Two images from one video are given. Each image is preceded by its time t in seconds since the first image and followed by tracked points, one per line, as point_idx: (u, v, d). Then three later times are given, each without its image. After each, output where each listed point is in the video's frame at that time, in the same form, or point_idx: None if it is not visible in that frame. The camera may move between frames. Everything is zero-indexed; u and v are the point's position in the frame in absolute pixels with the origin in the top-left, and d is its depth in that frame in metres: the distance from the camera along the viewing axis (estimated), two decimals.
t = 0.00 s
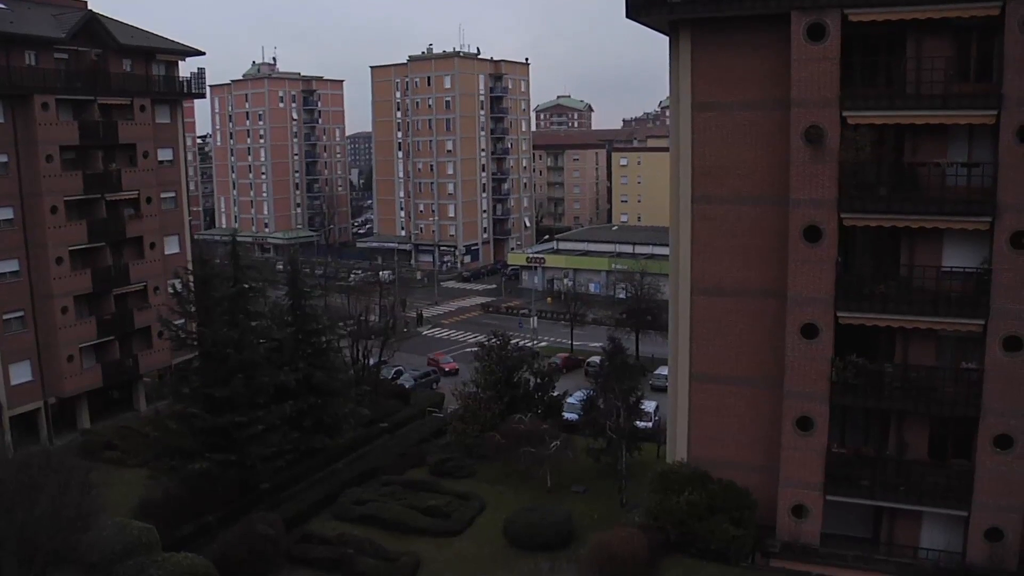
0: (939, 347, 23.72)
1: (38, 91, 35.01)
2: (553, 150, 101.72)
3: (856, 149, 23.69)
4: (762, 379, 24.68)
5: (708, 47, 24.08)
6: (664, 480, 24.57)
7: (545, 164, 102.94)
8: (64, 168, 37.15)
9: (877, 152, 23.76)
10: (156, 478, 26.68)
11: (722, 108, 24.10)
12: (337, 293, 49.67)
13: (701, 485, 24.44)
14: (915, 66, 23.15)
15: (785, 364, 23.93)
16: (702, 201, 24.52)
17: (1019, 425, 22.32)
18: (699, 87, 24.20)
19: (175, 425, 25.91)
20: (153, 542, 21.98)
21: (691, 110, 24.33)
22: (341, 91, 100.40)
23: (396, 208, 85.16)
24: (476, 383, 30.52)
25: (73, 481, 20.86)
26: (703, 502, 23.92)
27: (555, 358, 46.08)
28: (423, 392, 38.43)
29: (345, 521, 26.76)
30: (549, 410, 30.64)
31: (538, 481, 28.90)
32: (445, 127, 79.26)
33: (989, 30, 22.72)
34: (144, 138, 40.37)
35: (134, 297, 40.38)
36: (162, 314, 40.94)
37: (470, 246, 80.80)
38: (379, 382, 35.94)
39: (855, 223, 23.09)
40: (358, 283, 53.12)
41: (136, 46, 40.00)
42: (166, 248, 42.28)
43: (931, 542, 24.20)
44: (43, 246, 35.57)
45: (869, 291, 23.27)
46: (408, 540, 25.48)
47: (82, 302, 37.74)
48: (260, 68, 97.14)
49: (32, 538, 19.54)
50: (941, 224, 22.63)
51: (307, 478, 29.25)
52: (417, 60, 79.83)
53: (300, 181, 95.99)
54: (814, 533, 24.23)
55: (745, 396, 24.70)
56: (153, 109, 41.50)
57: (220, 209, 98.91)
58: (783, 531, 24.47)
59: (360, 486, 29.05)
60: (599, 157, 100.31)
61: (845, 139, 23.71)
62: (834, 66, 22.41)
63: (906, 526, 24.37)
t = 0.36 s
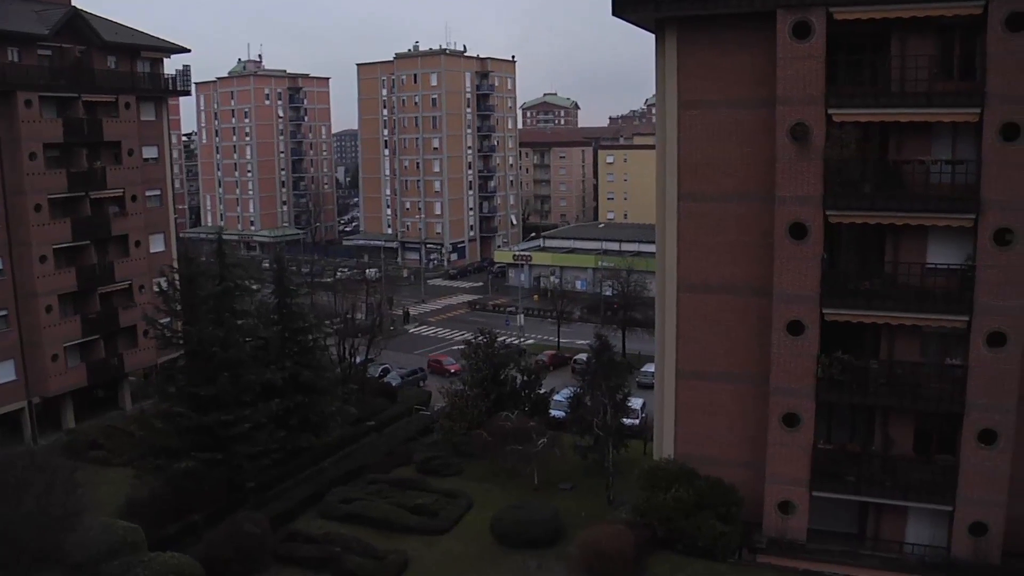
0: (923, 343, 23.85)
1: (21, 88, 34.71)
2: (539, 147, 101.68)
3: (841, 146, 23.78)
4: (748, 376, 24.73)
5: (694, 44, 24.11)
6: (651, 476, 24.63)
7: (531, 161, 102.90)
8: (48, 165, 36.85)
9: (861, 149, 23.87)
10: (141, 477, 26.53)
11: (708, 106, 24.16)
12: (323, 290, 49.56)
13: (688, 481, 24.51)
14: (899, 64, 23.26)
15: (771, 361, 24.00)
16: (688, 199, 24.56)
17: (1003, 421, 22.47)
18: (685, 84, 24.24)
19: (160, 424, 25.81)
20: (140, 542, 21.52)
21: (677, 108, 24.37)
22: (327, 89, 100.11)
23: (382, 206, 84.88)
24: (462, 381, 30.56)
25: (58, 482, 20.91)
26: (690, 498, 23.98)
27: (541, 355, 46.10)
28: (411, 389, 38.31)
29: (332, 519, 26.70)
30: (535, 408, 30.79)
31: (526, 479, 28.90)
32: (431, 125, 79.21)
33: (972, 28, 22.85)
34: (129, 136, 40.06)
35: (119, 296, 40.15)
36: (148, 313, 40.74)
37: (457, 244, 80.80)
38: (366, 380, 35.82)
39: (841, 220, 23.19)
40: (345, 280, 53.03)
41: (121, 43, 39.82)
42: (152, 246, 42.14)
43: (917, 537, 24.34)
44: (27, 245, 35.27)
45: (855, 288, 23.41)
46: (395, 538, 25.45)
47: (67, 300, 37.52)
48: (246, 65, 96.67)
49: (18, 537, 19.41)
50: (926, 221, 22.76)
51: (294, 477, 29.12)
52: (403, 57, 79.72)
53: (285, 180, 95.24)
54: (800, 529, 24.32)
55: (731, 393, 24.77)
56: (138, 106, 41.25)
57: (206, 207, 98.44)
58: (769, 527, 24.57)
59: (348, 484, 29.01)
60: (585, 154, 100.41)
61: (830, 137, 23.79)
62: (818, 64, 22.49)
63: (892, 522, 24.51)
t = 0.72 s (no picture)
0: (890, 342, 24.07)
1: None
2: (508, 148, 101.59)
3: (809, 147, 23.92)
4: (718, 375, 24.79)
5: (663, 45, 24.16)
6: (622, 476, 24.64)
7: (500, 161, 102.75)
8: (13, 166, 36.27)
9: (829, 149, 24.03)
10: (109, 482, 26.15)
11: (677, 106, 24.23)
12: (292, 292, 49.26)
13: (659, 480, 24.56)
14: (866, 65, 23.47)
15: (740, 361, 24.07)
16: (657, 199, 24.58)
17: (969, 418, 22.73)
18: (654, 85, 24.28)
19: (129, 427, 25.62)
20: (108, 546, 20.74)
21: (646, 109, 24.41)
22: (296, 89, 99.60)
23: (351, 206, 84.20)
24: (433, 381, 30.51)
25: (23, 487, 20.69)
26: (661, 497, 24.03)
27: (510, 356, 46.06)
28: (382, 390, 38.11)
29: (303, 521, 26.53)
30: (506, 408, 30.67)
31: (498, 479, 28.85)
32: (400, 125, 78.93)
33: (937, 30, 23.09)
34: (96, 136, 39.61)
35: (86, 298, 39.67)
36: (115, 315, 40.26)
37: (425, 244, 80.55)
38: (336, 381, 35.61)
39: (809, 219, 23.37)
40: (312, 281, 52.71)
41: (87, 42, 39.37)
42: (119, 247, 41.87)
43: (885, 533, 24.55)
44: None
45: (823, 287, 23.64)
46: (367, 539, 25.33)
47: (32, 303, 37.00)
48: (213, 65, 95.85)
49: None
50: (893, 221, 23.02)
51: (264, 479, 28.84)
52: (372, 57, 79.49)
53: (254, 180, 95.19)
54: (769, 527, 24.42)
55: (701, 392, 24.85)
56: (104, 107, 40.86)
57: (174, 208, 97.41)
58: (738, 525, 24.66)
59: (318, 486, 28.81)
60: (554, 155, 100.66)
61: (798, 137, 23.93)
62: (786, 65, 22.63)
63: (860, 519, 24.69)
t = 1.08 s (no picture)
0: (859, 340, 24.23)
1: None
2: (480, 148, 101.45)
3: (779, 146, 24.04)
4: (689, 374, 24.85)
5: (633, 44, 24.21)
6: (594, 475, 24.65)
7: (472, 161, 102.51)
8: None
9: (799, 148, 24.11)
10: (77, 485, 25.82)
11: (649, 106, 24.28)
12: (263, 292, 48.95)
13: (632, 479, 24.58)
14: (835, 65, 23.65)
15: (712, 359, 24.13)
16: (628, 198, 24.61)
17: (937, 414, 23.00)
18: (625, 85, 24.34)
19: (98, 430, 25.47)
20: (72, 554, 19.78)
21: (617, 109, 24.44)
22: (267, 88, 99.05)
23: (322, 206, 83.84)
24: (406, 382, 30.37)
25: None
26: (632, 496, 24.07)
27: (482, 356, 46.02)
28: (355, 390, 37.86)
29: (275, 524, 26.37)
30: (479, 408, 31.15)
31: (471, 479, 28.80)
32: (371, 125, 78.68)
33: (905, 30, 23.31)
34: (63, 136, 39.18)
35: (55, 300, 39.28)
36: (84, 316, 39.91)
37: (397, 244, 80.38)
38: (307, 382, 35.33)
39: (779, 218, 23.49)
40: (283, 282, 52.42)
41: (54, 41, 38.90)
42: (87, 249, 41.22)
43: (855, 529, 24.78)
44: None
45: (794, 286, 23.75)
46: (340, 541, 25.25)
47: None
48: (183, 64, 95.02)
49: None
50: (862, 220, 23.16)
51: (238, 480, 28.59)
52: (343, 57, 79.27)
53: (223, 180, 93.76)
54: (741, 525, 24.56)
55: (674, 392, 24.90)
56: (71, 106, 40.39)
57: (144, 208, 96.46)
58: (711, 523, 24.79)
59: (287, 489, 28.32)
60: (526, 155, 100.68)
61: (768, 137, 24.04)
62: (756, 65, 22.76)
63: (831, 516, 24.86)
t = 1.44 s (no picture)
0: (825, 338, 24.30)
1: None
2: (447, 147, 101.43)
3: (745, 146, 24.18)
4: (657, 373, 24.87)
5: (600, 44, 24.20)
6: (563, 474, 24.60)
7: (438, 161, 102.62)
8: None
9: (765, 148, 24.21)
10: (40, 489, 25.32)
11: (615, 106, 24.29)
12: (229, 293, 48.50)
13: (600, 478, 24.58)
14: (800, 65, 23.82)
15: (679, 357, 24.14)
16: (596, 197, 24.60)
17: (901, 410, 23.26)
18: (592, 84, 24.32)
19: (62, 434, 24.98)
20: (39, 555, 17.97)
21: (585, 108, 24.43)
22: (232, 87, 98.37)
23: (289, 206, 83.36)
24: (373, 382, 30.34)
25: None
26: (601, 495, 24.05)
27: (450, 356, 45.95)
28: (324, 391, 37.52)
29: (242, 526, 26.18)
30: (447, 408, 31.51)
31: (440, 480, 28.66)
32: (338, 125, 78.28)
33: (869, 31, 23.51)
34: (25, 135, 38.50)
35: (16, 303, 38.77)
36: (47, 318, 39.43)
37: (365, 245, 80.15)
38: (274, 382, 34.84)
39: (745, 217, 23.54)
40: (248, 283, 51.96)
41: (15, 38, 38.27)
42: (51, 250, 40.97)
43: (823, 525, 24.83)
44: None
45: (761, 284, 23.76)
46: (309, 542, 25.09)
47: None
48: (148, 63, 93.92)
49: None
50: (828, 218, 23.29)
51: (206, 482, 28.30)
52: (309, 57, 78.68)
53: (189, 180, 93.56)
54: (710, 521, 24.62)
55: (642, 390, 24.93)
56: (33, 105, 39.81)
57: (108, 209, 95.31)
58: (680, 521, 24.79)
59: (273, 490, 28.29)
60: (494, 154, 100.68)
61: (734, 137, 24.15)
62: (722, 65, 22.86)
63: (798, 512, 24.95)
